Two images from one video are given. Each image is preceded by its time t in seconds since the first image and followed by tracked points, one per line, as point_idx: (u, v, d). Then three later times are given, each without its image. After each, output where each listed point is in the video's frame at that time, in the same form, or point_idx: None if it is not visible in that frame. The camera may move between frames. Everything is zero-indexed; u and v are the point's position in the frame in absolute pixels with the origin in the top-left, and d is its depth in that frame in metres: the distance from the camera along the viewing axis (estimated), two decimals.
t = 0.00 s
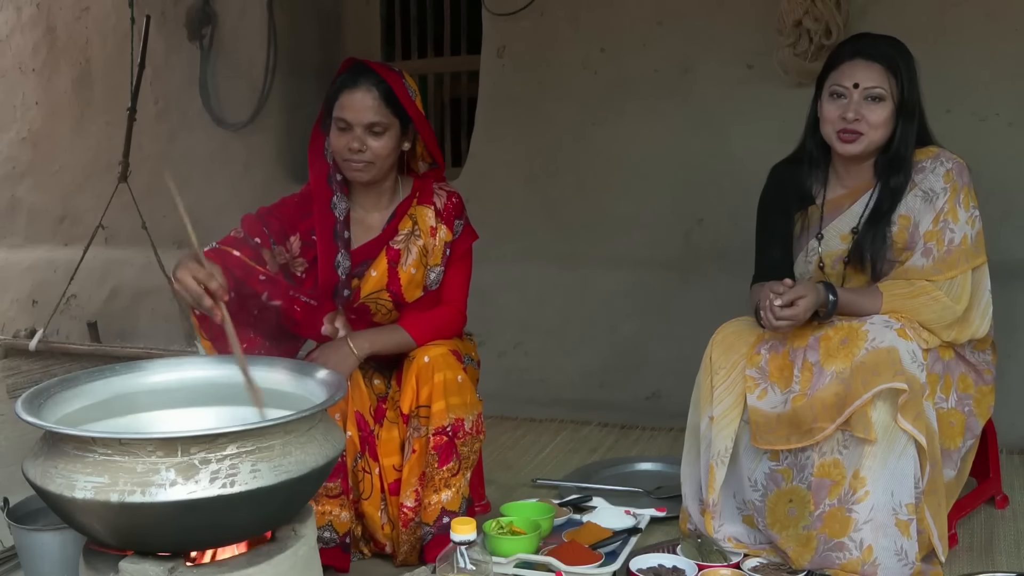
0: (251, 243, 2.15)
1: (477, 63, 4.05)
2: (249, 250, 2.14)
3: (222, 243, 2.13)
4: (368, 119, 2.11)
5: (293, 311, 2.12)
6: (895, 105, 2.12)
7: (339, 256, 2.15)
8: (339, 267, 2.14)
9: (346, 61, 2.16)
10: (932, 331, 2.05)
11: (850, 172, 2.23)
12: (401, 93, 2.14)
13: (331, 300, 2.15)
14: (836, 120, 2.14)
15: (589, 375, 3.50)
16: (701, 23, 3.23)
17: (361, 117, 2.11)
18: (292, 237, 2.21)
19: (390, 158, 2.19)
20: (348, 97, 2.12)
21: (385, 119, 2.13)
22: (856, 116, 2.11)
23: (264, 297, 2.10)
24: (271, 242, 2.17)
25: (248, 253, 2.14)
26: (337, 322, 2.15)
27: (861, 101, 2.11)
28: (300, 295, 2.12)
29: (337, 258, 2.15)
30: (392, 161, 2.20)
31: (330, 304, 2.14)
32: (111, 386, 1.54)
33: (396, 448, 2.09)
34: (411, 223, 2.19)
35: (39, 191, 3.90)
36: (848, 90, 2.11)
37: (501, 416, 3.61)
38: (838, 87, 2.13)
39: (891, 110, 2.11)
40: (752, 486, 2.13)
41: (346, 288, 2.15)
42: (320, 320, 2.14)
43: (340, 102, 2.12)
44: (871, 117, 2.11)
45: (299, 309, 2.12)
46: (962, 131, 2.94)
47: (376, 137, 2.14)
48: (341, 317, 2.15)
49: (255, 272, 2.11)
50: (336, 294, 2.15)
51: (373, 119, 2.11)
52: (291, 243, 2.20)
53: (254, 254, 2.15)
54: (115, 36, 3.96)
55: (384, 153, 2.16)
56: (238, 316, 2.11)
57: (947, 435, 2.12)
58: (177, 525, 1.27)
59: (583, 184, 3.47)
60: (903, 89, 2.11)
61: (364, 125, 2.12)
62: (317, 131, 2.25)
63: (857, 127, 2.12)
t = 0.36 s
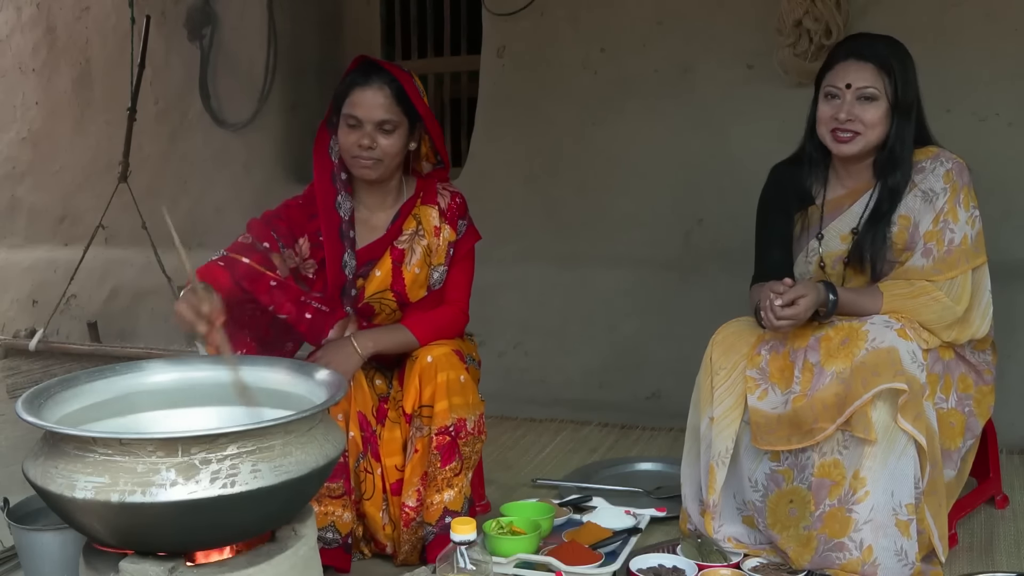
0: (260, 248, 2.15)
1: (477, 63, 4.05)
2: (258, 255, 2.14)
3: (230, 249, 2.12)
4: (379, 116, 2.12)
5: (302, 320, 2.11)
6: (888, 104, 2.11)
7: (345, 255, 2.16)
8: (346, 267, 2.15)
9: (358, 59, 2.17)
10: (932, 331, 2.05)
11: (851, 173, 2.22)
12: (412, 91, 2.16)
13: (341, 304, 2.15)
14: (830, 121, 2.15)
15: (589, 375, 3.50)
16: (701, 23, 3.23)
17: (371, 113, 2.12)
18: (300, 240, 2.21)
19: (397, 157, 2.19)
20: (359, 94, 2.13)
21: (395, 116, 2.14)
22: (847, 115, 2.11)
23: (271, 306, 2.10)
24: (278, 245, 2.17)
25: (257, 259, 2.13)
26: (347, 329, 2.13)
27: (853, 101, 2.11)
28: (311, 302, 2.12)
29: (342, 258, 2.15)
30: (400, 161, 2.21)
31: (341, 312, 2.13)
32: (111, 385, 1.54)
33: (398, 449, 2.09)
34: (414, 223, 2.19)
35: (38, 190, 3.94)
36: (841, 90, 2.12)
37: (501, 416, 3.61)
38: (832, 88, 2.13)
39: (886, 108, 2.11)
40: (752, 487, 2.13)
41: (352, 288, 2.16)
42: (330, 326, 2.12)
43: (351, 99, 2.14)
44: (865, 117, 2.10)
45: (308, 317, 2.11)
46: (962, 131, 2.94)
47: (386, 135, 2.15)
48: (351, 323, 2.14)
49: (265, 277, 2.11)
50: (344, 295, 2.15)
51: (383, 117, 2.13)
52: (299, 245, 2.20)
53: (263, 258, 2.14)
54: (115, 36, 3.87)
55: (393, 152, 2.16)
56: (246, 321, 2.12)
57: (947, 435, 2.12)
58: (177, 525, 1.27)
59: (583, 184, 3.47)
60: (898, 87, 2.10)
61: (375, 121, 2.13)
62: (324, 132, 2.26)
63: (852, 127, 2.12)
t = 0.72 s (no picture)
0: (254, 241, 2.16)
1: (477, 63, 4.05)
2: (251, 248, 2.15)
3: (227, 242, 2.14)
4: (390, 115, 2.12)
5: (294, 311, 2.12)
6: (860, 111, 2.10)
7: (347, 254, 2.16)
8: (346, 266, 2.15)
9: (371, 57, 2.17)
10: (931, 331, 2.05)
11: (851, 173, 2.22)
12: (422, 90, 2.16)
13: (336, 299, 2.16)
14: (808, 128, 2.17)
15: (589, 375, 3.50)
16: (701, 23, 3.23)
17: (383, 112, 2.12)
18: (296, 235, 2.20)
19: (406, 156, 2.19)
20: (372, 91, 2.13)
21: (406, 115, 2.14)
22: (818, 122, 2.13)
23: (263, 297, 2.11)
24: (273, 239, 2.18)
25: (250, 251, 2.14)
26: (341, 322, 2.14)
27: (826, 109, 2.12)
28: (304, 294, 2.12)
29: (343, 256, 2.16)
30: (408, 160, 2.21)
31: (334, 302, 2.15)
32: (111, 386, 1.54)
33: (399, 448, 2.09)
34: (419, 224, 2.19)
35: (38, 191, 3.92)
36: (816, 97, 2.14)
37: (501, 416, 3.61)
38: (809, 96, 2.16)
39: (856, 114, 2.10)
40: (751, 487, 2.13)
41: (352, 287, 2.16)
42: (322, 319, 2.14)
43: (362, 98, 2.14)
44: (836, 124, 2.11)
45: (301, 309, 2.12)
46: (962, 131, 2.94)
47: (397, 133, 2.14)
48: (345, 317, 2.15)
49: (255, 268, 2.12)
50: (342, 292, 2.16)
51: (395, 115, 2.12)
52: (294, 240, 2.20)
53: (255, 252, 2.15)
54: (116, 36, 3.91)
55: (403, 150, 2.16)
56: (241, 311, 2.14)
57: (947, 435, 2.12)
58: (177, 525, 1.27)
59: (584, 184, 3.47)
60: (865, 93, 2.09)
61: (386, 120, 2.12)
62: (332, 129, 2.24)
63: (823, 134, 2.13)
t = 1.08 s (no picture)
0: (266, 251, 2.11)
1: (477, 63, 4.04)
2: (265, 259, 2.10)
3: (238, 253, 2.08)
4: (392, 119, 2.13)
5: (307, 325, 2.07)
6: (862, 110, 2.10)
7: (350, 258, 2.16)
8: (350, 269, 2.15)
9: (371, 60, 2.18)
10: (931, 331, 2.05)
11: (848, 173, 2.22)
12: (423, 93, 2.17)
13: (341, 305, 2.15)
14: (808, 126, 2.17)
15: (589, 375, 3.50)
16: (701, 23, 3.23)
17: (384, 115, 2.13)
18: (304, 241, 2.18)
19: (406, 161, 2.20)
20: (372, 95, 2.14)
21: (406, 119, 2.15)
22: (819, 122, 2.13)
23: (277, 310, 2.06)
24: (285, 248, 2.14)
25: (264, 262, 2.09)
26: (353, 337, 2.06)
27: (827, 107, 2.12)
28: (316, 307, 2.07)
29: (348, 260, 2.15)
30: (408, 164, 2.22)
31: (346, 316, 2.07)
32: (111, 386, 1.54)
33: (399, 448, 2.08)
34: (420, 227, 2.19)
35: (39, 190, 3.91)
36: (817, 96, 2.14)
37: (501, 416, 3.61)
38: (809, 94, 2.16)
39: (859, 113, 2.10)
40: (751, 487, 2.13)
41: (357, 289, 2.16)
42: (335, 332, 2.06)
43: (363, 101, 2.14)
44: (836, 124, 2.11)
45: (314, 323, 2.06)
46: (962, 131, 2.94)
47: (397, 138, 2.16)
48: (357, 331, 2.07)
49: (271, 281, 2.07)
50: (347, 297, 2.16)
51: (396, 119, 2.13)
52: (304, 247, 2.18)
53: (269, 263, 2.10)
54: (115, 36, 3.91)
55: (403, 155, 2.17)
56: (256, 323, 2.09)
57: (947, 435, 2.12)
58: (177, 525, 1.27)
59: (584, 185, 3.47)
60: (867, 92, 2.09)
61: (387, 124, 2.13)
62: (331, 133, 2.26)
63: (823, 134, 2.13)
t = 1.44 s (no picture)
0: (260, 254, 2.15)
1: (478, 63, 4.04)
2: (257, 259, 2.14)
3: (232, 249, 2.13)
4: (424, 149, 2.07)
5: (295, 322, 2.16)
6: (863, 109, 2.10)
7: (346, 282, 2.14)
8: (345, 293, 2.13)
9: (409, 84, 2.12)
10: (930, 331, 2.05)
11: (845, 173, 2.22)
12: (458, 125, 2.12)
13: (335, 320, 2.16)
14: (807, 122, 2.16)
15: (589, 375, 3.50)
16: (701, 23, 3.23)
17: (417, 145, 2.06)
18: (303, 253, 2.18)
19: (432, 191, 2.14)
20: (408, 122, 2.07)
21: (439, 150, 2.09)
22: (819, 117, 2.12)
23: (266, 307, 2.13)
24: (280, 254, 2.16)
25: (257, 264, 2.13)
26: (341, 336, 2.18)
27: (829, 104, 2.12)
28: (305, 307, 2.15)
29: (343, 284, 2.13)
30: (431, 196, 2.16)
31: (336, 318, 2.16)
32: (111, 386, 1.54)
33: (395, 448, 2.09)
34: (420, 262, 2.15)
35: (39, 190, 3.90)
36: (819, 91, 2.13)
37: (501, 416, 3.61)
38: (812, 89, 2.15)
39: (861, 112, 2.10)
40: (751, 486, 2.13)
41: (350, 313, 2.14)
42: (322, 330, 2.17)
43: (397, 127, 2.08)
44: (837, 121, 2.11)
45: (302, 321, 2.15)
46: (962, 131, 2.94)
47: (428, 168, 2.09)
48: (346, 331, 2.18)
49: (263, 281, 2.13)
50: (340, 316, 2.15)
51: (428, 150, 2.07)
52: (301, 258, 2.17)
53: (261, 264, 2.14)
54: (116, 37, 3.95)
55: (431, 186, 2.11)
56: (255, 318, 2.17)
57: (946, 435, 2.12)
58: (177, 525, 1.27)
59: (583, 185, 3.47)
60: (871, 92, 2.09)
61: (420, 154, 2.07)
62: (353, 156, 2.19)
63: (822, 129, 2.13)
